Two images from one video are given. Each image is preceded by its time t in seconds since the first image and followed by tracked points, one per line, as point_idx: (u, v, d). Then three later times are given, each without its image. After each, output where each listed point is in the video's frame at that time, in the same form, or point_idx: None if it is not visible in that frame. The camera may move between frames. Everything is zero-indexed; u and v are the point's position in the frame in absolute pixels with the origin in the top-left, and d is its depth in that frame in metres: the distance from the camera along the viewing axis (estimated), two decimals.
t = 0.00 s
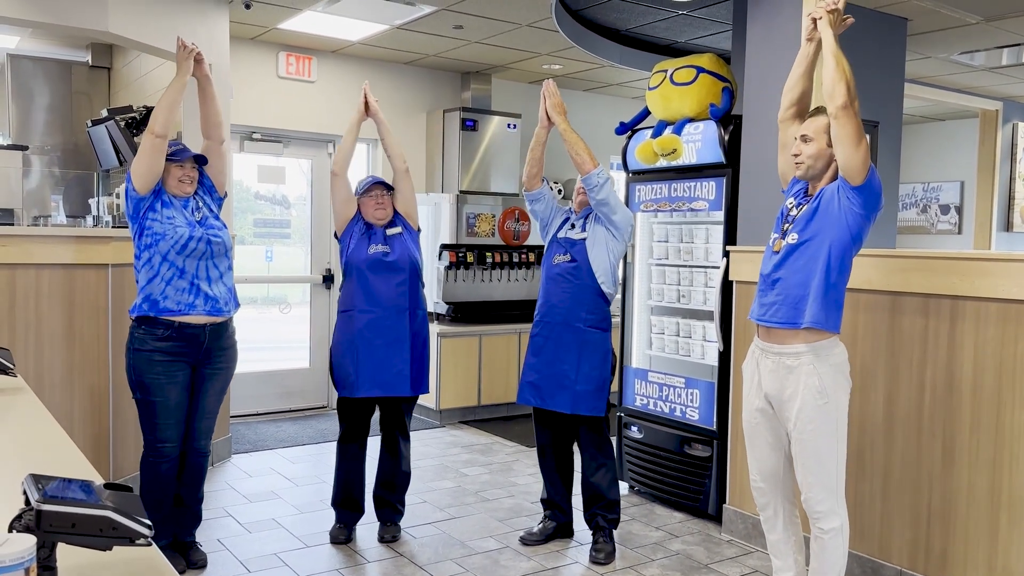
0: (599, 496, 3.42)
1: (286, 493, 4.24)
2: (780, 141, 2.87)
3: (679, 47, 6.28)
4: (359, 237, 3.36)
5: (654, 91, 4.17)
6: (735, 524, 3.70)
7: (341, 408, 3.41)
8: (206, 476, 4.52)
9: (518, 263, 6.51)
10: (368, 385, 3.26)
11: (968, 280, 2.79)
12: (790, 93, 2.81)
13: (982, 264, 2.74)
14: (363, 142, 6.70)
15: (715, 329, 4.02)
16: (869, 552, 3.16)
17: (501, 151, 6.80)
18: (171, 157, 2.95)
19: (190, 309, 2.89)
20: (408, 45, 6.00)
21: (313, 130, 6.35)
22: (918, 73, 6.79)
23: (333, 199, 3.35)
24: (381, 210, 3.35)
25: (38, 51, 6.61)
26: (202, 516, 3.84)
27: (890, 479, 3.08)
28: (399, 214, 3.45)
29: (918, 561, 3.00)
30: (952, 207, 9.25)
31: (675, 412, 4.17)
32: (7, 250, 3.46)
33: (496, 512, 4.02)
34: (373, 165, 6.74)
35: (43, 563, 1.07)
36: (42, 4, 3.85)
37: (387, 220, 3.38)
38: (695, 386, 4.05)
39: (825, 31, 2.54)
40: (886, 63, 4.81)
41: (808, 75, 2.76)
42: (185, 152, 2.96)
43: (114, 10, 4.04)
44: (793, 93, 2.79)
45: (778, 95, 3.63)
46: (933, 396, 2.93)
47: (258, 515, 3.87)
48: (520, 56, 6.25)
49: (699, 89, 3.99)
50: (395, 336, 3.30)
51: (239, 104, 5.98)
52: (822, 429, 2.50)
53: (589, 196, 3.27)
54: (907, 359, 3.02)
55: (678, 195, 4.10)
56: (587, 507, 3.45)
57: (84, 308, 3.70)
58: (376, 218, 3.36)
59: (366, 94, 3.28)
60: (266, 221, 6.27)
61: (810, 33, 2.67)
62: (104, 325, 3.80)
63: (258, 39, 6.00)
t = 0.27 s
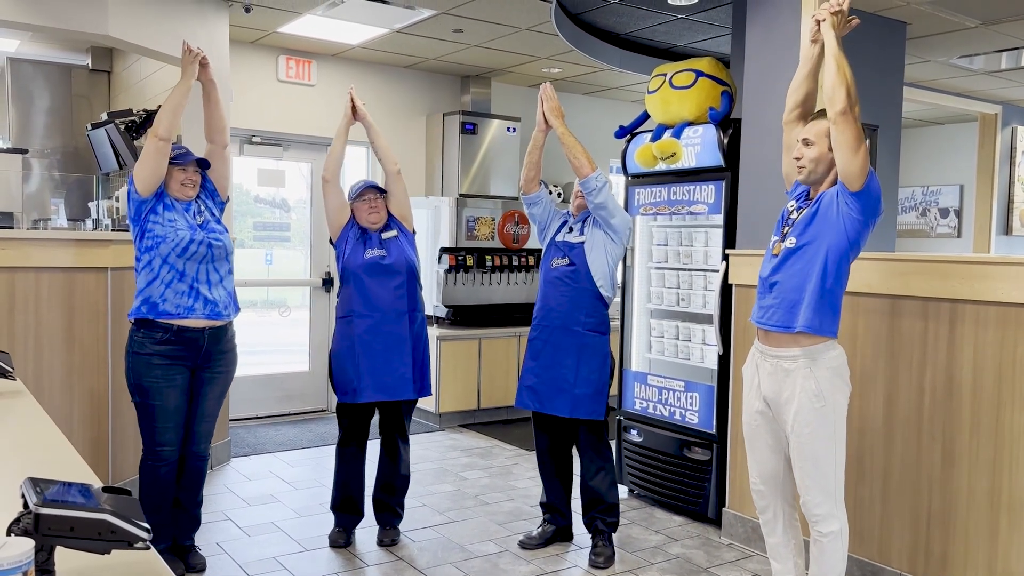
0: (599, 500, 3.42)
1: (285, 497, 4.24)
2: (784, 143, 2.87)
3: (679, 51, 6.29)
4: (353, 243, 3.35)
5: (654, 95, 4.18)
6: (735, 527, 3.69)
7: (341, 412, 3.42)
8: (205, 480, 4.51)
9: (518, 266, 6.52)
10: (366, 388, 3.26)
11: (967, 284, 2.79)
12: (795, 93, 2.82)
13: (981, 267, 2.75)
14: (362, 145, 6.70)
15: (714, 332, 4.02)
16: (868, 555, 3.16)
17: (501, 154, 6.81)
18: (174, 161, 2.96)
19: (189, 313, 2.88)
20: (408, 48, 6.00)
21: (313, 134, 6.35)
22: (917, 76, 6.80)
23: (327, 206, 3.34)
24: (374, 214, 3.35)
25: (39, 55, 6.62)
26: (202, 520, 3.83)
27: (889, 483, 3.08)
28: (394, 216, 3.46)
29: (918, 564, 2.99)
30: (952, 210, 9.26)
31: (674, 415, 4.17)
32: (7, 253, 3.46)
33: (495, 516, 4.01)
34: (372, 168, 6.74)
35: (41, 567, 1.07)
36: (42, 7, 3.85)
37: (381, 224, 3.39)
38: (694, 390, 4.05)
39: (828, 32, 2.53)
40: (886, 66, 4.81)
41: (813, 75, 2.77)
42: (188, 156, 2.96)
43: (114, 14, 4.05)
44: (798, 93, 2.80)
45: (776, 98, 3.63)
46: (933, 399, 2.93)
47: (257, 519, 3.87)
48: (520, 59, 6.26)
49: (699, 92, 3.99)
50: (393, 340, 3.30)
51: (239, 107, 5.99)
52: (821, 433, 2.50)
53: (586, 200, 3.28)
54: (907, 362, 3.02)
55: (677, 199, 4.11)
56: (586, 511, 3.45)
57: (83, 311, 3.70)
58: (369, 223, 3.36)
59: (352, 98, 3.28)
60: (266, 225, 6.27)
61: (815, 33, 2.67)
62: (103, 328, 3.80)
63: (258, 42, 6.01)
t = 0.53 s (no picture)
0: (598, 503, 3.42)
1: (284, 500, 4.23)
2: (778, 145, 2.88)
3: (678, 54, 6.30)
4: (353, 246, 3.36)
5: (653, 98, 4.18)
6: (734, 530, 3.69)
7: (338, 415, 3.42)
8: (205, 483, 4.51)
9: (518, 269, 6.52)
10: (365, 392, 3.26)
11: (967, 286, 2.79)
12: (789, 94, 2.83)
13: (980, 270, 2.75)
14: (362, 148, 6.71)
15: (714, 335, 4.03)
16: (868, 558, 3.16)
17: (500, 157, 6.81)
18: (176, 163, 2.96)
19: (188, 316, 2.89)
20: (408, 51, 6.02)
21: (313, 137, 6.36)
22: (915, 79, 6.81)
23: (327, 207, 3.33)
24: (373, 217, 3.35)
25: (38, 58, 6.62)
26: (201, 523, 3.83)
27: (889, 485, 3.08)
28: (393, 219, 3.46)
29: (918, 567, 2.99)
30: (951, 213, 9.28)
31: (674, 418, 4.16)
32: (6, 256, 3.46)
33: (495, 519, 4.01)
34: (372, 171, 6.74)
35: (39, 570, 1.06)
36: (41, 10, 3.86)
37: (380, 227, 3.39)
38: (694, 393, 4.05)
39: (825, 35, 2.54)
40: (885, 69, 4.82)
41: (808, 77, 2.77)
42: (190, 158, 2.96)
43: (113, 17, 4.06)
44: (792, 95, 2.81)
45: (775, 101, 3.64)
46: (932, 401, 2.93)
47: (257, 522, 3.86)
48: (519, 62, 6.27)
49: (698, 95, 4.00)
50: (392, 344, 3.31)
51: (239, 110, 6.00)
52: (820, 436, 2.50)
53: (585, 204, 3.27)
54: (906, 364, 3.02)
55: (676, 201, 4.11)
56: (585, 514, 3.45)
57: (83, 313, 3.70)
58: (368, 226, 3.36)
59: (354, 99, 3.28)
60: (265, 228, 6.27)
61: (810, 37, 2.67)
62: (103, 331, 3.80)
63: (258, 45, 6.01)
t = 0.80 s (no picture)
0: (597, 505, 3.42)
1: (283, 502, 4.23)
2: (757, 152, 2.88)
3: (678, 56, 6.31)
4: (352, 248, 3.36)
5: (652, 100, 4.17)
6: (734, 533, 3.69)
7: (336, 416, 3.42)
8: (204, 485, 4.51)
9: (517, 271, 6.52)
10: (363, 394, 3.26)
11: (966, 288, 2.79)
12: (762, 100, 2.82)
13: (978, 272, 2.75)
14: (362, 150, 6.71)
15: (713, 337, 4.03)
16: (868, 560, 3.15)
17: (499, 159, 6.81)
18: (175, 165, 2.96)
19: (187, 318, 2.89)
20: (407, 54, 6.02)
21: (313, 139, 6.36)
22: (914, 81, 6.82)
23: (328, 208, 3.34)
24: (374, 219, 3.34)
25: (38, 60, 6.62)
26: (200, 525, 3.83)
27: (889, 487, 3.07)
28: (394, 222, 3.45)
29: (917, 569, 2.99)
30: (950, 215, 9.29)
31: (673, 420, 4.16)
32: (6, 259, 3.46)
33: (494, 521, 4.01)
34: (371, 173, 6.74)
35: (37, 572, 1.06)
36: (41, 13, 3.86)
37: (381, 229, 3.38)
38: (693, 395, 4.05)
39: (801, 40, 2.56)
40: (884, 71, 4.82)
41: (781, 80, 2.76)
42: (188, 161, 2.96)
43: (113, 19, 4.06)
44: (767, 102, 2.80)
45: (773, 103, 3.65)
46: (932, 404, 2.93)
47: (256, 525, 3.86)
48: (519, 65, 6.28)
49: (696, 97, 4.00)
50: (389, 346, 3.31)
51: (239, 113, 6.00)
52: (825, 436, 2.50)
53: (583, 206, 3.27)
54: (905, 366, 3.02)
55: (675, 203, 4.12)
56: (584, 516, 3.45)
57: (83, 316, 3.70)
58: (369, 228, 3.35)
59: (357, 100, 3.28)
60: (265, 230, 6.27)
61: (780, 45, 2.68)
62: (102, 333, 3.79)
63: (257, 48, 6.02)
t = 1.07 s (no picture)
0: (596, 507, 3.42)
1: (283, 504, 4.23)
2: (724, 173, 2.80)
3: (677, 58, 6.31)
4: (353, 249, 3.36)
5: (652, 101, 4.16)
6: (733, 534, 3.69)
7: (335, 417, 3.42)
8: (204, 487, 4.51)
9: (517, 272, 6.52)
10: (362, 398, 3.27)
11: (965, 289, 2.79)
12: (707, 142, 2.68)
13: (977, 273, 2.75)
14: (361, 152, 6.72)
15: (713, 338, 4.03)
16: (869, 562, 3.15)
17: (499, 161, 6.82)
18: (174, 167, 2.96)
19: (186, 320, 2.89)
20: (407, 55, 6.02)
21: (313, 141, 6.37)
22: (914, 83, 6.82)
23: (329, 209, 3.35)
24: (375, 221, 3.34)
25: (38, 62, 6.63)
26: (201, 527, 3.82)
27: (889, 489, 3.07)
28: (394, 223, 3.44)
29: (918, 570, 2.99)
30: (950, 216, 9.29)
31: (673, 422, 4.16)
32: (6, 260, 3.46)
33: (494, 522, 4.00)
34: (371, 174, 6.75)
35: (37, 573, 1.06)
36: (41, 14, 3.86)
37: (382, 230, 3.38)
38: (693, 396, 4.05)
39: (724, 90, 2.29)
40: (883, 73, 4.83)
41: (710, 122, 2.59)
42: (187, 162, 2.96)
43: (113, 21, 4.06)
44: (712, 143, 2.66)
45: (773, 105, 3.65)
46: (932, 405, 2.93)
47: (256, 526, 3.86)
48: (518, 66, 6.29)
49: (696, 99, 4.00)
50: (389, 349, 3.30)
51: (239, 114, 6.00)
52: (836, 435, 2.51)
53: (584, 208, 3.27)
54: (905, 368, 3.02)
55: (675, 205, 4.12)
56: (585, 518, 3.45)
57: (82, 317, 3.70)
58: (371, 229, 3.35)
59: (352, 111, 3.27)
60: (265, 232, 6.28)
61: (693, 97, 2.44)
62: (102, 335, 3.79)
63: (257, 50, 6.02)
